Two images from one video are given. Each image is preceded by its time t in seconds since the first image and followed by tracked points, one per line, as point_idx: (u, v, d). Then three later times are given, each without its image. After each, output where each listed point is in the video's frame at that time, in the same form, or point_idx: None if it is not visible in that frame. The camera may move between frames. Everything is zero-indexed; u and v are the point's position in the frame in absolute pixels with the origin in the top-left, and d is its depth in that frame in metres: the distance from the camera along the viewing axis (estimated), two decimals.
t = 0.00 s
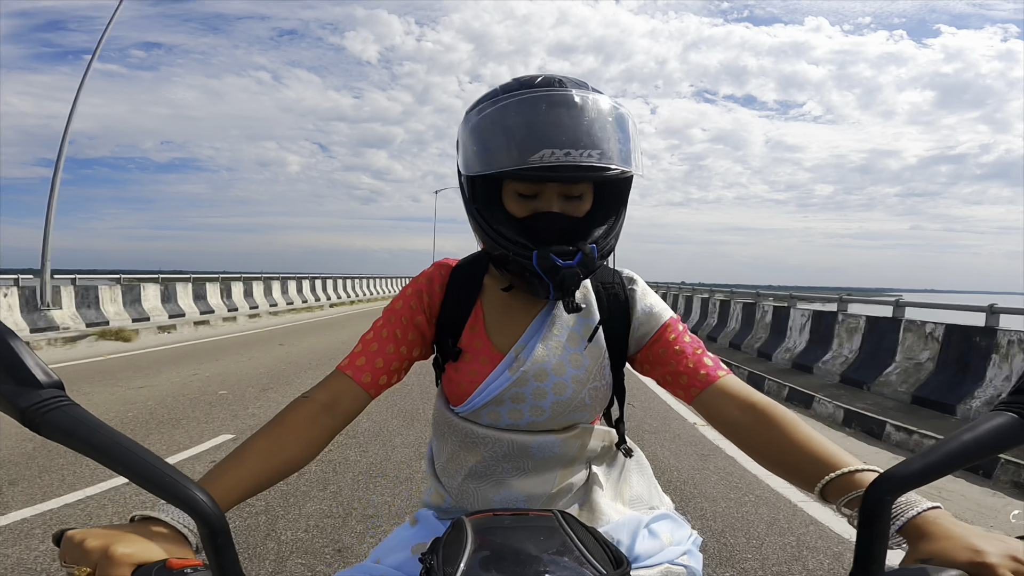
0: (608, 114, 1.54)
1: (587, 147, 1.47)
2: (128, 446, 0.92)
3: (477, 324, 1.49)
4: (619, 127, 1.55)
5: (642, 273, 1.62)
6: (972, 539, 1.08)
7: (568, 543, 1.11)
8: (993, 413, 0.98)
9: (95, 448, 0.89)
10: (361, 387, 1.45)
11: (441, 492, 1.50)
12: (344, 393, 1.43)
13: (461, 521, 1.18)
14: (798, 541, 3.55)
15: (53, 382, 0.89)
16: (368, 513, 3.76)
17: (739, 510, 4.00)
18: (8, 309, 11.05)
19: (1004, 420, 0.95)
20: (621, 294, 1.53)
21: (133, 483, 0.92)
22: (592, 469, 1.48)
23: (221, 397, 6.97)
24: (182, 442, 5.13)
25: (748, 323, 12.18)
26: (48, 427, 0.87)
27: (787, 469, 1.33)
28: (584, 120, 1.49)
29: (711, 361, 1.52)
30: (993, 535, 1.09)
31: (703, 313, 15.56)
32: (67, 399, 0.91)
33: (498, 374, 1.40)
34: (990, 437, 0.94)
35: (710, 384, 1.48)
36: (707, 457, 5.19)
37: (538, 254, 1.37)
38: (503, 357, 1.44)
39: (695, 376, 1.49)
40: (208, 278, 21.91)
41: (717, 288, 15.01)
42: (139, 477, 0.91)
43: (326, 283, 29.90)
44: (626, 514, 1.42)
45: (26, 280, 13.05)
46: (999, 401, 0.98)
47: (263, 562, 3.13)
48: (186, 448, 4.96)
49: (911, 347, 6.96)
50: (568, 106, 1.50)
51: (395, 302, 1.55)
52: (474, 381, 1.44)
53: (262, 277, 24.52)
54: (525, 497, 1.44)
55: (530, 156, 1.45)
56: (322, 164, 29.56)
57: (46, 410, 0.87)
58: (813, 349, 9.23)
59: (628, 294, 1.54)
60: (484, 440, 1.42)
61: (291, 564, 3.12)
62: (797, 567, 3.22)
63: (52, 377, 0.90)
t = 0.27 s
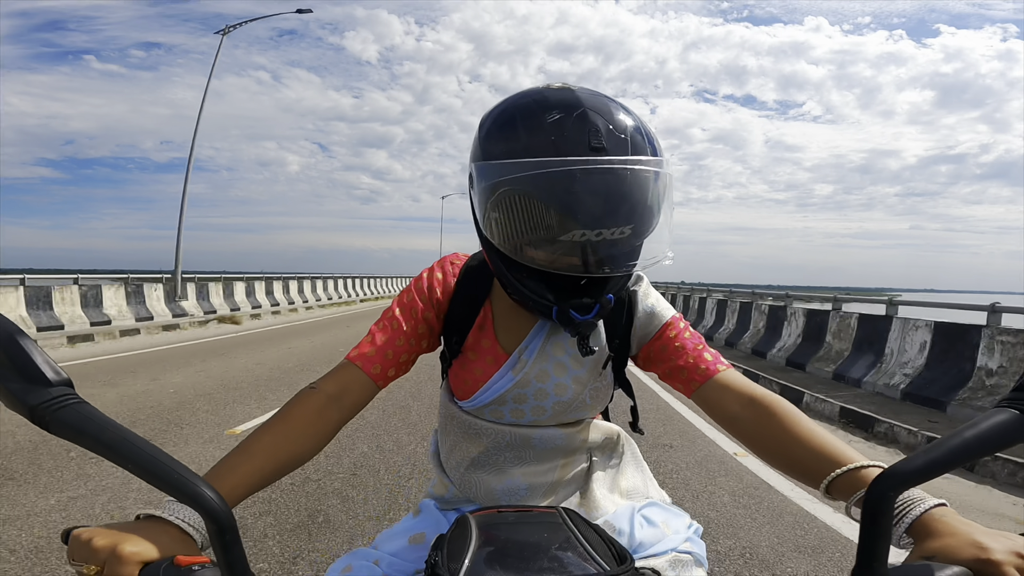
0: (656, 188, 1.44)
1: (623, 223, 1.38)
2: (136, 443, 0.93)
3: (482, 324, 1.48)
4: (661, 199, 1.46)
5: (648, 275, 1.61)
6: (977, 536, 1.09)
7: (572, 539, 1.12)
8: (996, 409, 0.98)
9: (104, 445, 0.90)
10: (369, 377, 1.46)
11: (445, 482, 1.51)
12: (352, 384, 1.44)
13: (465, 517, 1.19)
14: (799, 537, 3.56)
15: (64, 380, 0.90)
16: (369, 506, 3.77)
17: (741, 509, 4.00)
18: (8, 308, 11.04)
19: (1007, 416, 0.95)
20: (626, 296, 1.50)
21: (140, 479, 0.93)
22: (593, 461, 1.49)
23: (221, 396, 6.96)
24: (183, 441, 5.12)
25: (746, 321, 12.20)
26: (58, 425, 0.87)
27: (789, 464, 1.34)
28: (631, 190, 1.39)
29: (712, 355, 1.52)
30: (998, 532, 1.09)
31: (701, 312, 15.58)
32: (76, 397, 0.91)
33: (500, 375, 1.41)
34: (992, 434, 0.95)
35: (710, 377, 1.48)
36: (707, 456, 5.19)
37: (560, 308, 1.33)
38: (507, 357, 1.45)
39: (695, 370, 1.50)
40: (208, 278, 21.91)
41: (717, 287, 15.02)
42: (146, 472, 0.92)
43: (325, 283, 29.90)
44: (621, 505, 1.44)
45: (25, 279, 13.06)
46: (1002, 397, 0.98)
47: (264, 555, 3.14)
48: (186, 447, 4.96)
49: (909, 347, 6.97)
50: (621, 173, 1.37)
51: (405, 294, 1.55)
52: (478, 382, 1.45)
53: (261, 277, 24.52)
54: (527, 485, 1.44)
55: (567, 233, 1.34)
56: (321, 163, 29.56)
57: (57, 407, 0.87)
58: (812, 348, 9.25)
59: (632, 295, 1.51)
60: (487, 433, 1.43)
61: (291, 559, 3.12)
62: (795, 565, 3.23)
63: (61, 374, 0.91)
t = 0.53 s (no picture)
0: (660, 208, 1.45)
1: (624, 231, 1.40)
2: (117, 448, 0.93)
3: (483, 333, 1.49)
4: (663, 210, 1.48)
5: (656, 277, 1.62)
6: (988, 546, 1.09)
7: (570, 548, 1.12)
8: (1013, 421, 0.98)
9: (86, 450, 0.90)
10: (362, 388, 1.46)
11: (444, 491, 1.52)
12: (344, 393, 1.44)
13: (463, 526, 1.19)
14: (804, 547, 3.55)
15: (44, 384, 0.90)
16: (372, 512, 3.77)
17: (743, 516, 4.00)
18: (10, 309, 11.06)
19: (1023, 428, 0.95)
20: (627, 304, 1.52)
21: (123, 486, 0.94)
22: (598, 472, 1.49)
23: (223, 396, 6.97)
24: (185, 443, 5.13)
25: (750, 322, 12.19)
26: (38, 430, 0.88)
27: (798, 472, 1.35)
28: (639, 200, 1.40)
29: (721, 365, 1.53)
30: (1008, 541, 1.10)
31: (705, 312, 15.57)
32: (58, 402, 0.92)
33: (503, 385, 1.42)
34: (1010, 445, 0.95)
35: (720, 389, 1.49)
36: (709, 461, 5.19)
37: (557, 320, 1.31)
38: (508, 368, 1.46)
39: (705, 381, 1.50)
40: (211, 278, 21.93)
41: (720, 287, 15.00)
42: (128, 481, 0.93)
43: (327, 284, 29.90)
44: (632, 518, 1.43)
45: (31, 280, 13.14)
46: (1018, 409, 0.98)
47: (268, 561, 3.14)
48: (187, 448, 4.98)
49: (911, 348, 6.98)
50: (628, 180, 1.38)
51: (400, 302, 1.55)
52: (480, 391, 1.46)
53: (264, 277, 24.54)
54: (529, 498, 1.45)
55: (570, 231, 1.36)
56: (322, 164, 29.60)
57: (37, 412, 0.88)
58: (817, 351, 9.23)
59: (635, 303, 1.53)
60: (488, 446, 1.44)
61: (292, 563, 3.12)
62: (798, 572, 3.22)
63: (44, 378, 0.91)
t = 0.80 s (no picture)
0: (618, 129, 1.52)
1: (589, 151, 1.46)
2: (123, 443, 0.93)
3: (480, 332, 1.50)
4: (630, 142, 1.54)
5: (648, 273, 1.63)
6: (978, 544, 1.09)
7: (568, 544, 1.12)
8: (1000, 417, 0.98)
9: (93, 446, 0.90)
10: (362, 389, 1.46)
11: (441, 493, 1.53)
12: (343, 394, 1.44)
13: (460, 522, 1.20)
14: (801, 544, 3.56)
15: (53, 379, 0.90)
16: (369, 513, 3.77)
17: (741, 514, 4.00)
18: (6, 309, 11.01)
19: (1011, 423, 0.95)
20: (629, 299, 1.54)
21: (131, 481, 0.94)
22: (595, 476, 1.51)
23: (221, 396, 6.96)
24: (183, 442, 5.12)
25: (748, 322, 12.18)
26: (47, 425, 0.88)
27: (793, 474, 1.35)
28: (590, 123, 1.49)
29: (721, 368, 1.53)
30: (1000, 540, 1.10)
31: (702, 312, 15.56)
32: (66, 397, 0.92)
33: (501, 383, 1.42)
34: (995, 441, 0.94)
35: (719, 392, 1.48)
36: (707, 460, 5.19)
37: (539, 267, 1.34)
38: (506, 366, 1.46)
39: (703, 385, 1.50)
40: (208, 279, 21.88)
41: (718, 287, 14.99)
42: (136, 476, 0.93)
43: (325, 284, 29.85)
44: (619, 520, 1.45)
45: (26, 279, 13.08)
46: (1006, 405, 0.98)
47: (266, 562, 3.13)
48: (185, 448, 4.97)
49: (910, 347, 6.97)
50: (578, 108, 1.49)
51: (398, 303, 1.56)
52: (477, 391, 1.45)
53: (261, 278, 24.48)
54: (527, 501, 1.45)
55: (529, 163, 1.45)
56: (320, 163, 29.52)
57: (46, 407, 0.88)
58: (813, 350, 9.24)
59: (636, 299, 1.54)
60: (487, 448, 1.43)
61: (289, 564, 3.11)
62: (795, 571, 3.22)
63: (51, 373, 0.91)
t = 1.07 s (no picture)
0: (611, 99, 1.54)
1: (584, 118, 1.48)
2: (125, 441, 0.93)
3: (479, 327, 1.50)
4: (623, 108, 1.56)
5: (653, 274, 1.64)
6: (973, 543, 1.10)
7: (567, 544, 1.13)
8: (996, 417, 0.98)
9: (95, 444, 0.90)
10: (357, 387, 1.46)
11: (440, 492, 1.53)
12: (341, 392, 1.44)
13: (460, 520, 1.20)
14: (798, 543, 3.58)
15: (55, 378, 0.91)
16: (368, 512, 3.78)
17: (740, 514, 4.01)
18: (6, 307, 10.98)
19: (1005, 424, 0.95)
20: (631, 297, 1.55)
21: (133, 479, 0.94)
22: (595, 474, 1.50)
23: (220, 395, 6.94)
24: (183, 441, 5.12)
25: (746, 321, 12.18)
26: (49, 423, 0.88)
27: (790, 478, 1.34)
28: (582, 91, 1.51)
29: (723, 370, 1.53)
30: (994, 539, 1.10)
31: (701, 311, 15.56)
32: (68, 395, 0.92)
33: (502, 378, 1.42)
34: (992, 441, 0.95)
35: (720, 394, 1.48)
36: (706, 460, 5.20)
37: (539, 230, 1.38)
38: (506, 360, 1.46)
39: (706, 386, 1.50)
40: (208, 278, 21.86)
41: (717, 287, 14.99)
42: (138, 474, 0.93)
43: (325, 283, 29.86)
44: (617, 518, 1.44)
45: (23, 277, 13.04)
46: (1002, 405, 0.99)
47: (264, 562, 3.13)
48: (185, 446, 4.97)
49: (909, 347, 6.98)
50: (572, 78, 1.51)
51: (395, 299, 1.56)
52: (476, 386, 1.46)
53: (261, 276, 24.47)
54: (527, 500, 1.45)
55: (528, 128, 1.46)
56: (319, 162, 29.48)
57: (48, 406, 0.88)
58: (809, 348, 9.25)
59: (637, 297, 1.55)
60: (487, 447, 1.43)
61: (288, 564, 3.11)
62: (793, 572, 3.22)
63: (54, 372, 0.91)
